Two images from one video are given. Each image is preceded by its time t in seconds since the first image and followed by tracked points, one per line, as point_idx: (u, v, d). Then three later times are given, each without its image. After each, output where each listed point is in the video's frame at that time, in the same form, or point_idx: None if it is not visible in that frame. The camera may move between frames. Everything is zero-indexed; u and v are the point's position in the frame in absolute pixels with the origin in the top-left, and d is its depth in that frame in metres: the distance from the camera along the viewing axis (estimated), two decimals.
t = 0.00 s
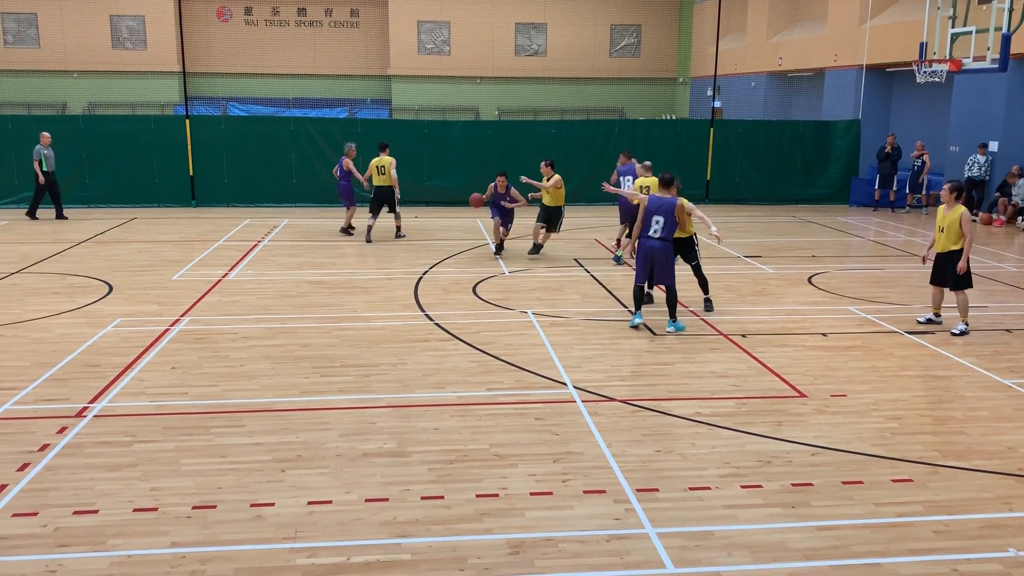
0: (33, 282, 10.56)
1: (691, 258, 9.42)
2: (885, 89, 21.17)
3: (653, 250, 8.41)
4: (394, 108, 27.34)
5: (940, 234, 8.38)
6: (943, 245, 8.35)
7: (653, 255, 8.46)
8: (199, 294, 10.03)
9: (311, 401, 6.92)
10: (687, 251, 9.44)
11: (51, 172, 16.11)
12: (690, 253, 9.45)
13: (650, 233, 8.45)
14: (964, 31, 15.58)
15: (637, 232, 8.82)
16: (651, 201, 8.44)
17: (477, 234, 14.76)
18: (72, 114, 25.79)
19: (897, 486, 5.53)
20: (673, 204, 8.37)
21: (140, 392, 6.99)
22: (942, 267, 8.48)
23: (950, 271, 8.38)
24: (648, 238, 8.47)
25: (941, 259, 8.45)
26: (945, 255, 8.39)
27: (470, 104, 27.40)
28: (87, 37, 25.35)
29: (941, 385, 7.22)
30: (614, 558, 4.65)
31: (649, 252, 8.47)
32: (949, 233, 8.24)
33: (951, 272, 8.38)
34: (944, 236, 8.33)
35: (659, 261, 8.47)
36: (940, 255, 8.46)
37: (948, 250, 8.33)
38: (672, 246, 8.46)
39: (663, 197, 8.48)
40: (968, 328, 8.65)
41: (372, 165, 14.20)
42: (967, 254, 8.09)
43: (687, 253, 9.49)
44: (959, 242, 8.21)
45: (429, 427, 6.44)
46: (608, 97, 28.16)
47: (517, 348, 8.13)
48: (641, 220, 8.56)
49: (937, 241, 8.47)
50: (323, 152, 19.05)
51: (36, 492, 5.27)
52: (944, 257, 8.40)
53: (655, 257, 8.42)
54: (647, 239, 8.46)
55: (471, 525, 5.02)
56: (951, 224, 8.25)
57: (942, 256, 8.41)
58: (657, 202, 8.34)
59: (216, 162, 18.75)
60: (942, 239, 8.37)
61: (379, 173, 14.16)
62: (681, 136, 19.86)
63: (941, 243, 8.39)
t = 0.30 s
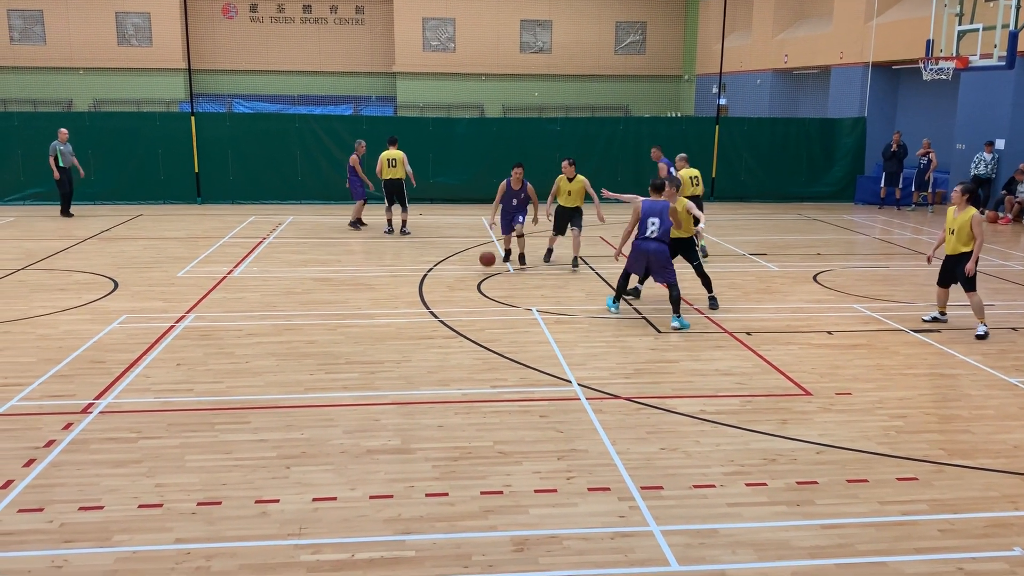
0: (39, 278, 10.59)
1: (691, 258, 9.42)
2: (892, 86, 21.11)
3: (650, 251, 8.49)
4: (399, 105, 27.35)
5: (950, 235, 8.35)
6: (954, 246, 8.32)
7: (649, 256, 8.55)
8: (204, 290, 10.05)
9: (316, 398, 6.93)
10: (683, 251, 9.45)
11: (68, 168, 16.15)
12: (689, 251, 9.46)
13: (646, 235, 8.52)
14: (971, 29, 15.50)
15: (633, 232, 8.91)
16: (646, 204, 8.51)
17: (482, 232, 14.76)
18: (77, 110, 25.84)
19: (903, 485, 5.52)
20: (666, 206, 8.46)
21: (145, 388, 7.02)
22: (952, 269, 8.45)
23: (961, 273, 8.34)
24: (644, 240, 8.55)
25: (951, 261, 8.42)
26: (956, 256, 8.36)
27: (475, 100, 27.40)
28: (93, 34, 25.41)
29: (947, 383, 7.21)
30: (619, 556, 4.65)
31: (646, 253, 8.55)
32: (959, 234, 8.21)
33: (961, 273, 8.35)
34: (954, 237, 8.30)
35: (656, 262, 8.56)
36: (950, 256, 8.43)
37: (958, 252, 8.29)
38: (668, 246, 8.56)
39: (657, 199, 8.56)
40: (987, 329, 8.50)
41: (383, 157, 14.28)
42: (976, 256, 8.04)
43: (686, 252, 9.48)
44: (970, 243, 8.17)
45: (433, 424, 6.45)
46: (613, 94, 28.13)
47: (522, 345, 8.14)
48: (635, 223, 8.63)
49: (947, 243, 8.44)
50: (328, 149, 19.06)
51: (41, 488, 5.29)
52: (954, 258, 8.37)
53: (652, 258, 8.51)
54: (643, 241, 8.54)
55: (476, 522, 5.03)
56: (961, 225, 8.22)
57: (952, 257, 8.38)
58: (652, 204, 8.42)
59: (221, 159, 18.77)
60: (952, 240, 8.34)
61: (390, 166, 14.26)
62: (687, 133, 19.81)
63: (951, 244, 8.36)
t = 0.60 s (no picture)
0: (44, 273, 10.62)
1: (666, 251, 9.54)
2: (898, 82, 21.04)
3: (622, 229, 8.89)
4: (404, 101, 27.32)
5: (977, 241, 8.23)
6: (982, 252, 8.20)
7: (623, 233, 8.93)
8: (209, 285, 10.07)
9: (320, 393, 6.94)
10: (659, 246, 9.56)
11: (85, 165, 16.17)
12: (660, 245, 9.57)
13: (621, 212, 8.89)
14: (979, 24, 15.50)
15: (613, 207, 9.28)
16: (623, 181, 8.88)
17: (486, 227, 14.76)
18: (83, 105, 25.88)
19: (907, 482, 5.52)
20: (642, 184, 8.78)
21: (150, 383, 7.04)
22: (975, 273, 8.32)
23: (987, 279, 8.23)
24: (619, 216, 8.93)
25: (977, 266, 8.30)
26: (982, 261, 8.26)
27: (479, 96, 27.37)
28: (98, 29, 25.43)
29: (952, 381, 7.19)
30: (623, 552, 4.66)
31: (620, 230, 8.94)
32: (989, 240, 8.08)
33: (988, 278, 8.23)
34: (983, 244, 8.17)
35: (629, 238, 8.93)
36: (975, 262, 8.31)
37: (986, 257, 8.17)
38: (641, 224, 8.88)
39: (634, 177, 8.89)
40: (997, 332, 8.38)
41: (389, 149, 14.25)
42: (1007, 260, 7.91)
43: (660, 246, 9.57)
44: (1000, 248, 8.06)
45: (438, 420, 6.46)
46: (617, 90, 28.08)
47: (526, 341, 8.14)
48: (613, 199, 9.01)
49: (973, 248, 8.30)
50: (333, 144, 19.05)
51: (47, 482, 5.31)
52: (981, 263, 8.26)
53: (625, 235, 8.89)
54: (618, 218, 8.92)
55: (480, 518, 5.03)
56: (988, 230, 8.10)
57: (979, 263, 8.25)
58: (626, 183, 8.76)
59: (226, 154, 18.78)
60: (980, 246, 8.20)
61: (396, 160, 14.23)
62: (691, 129, 19.77)
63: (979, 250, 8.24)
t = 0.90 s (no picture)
0: (46, 269, 10.62)
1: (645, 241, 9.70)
2: (900, 78, 20.98)
3: (611, 229, 9.06)
4: (405, 96, 27.29)
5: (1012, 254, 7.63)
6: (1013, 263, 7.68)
7: (613, 233, 9.10)
8: (210, 281, 10.07)
9: (322, 389, 6.94)
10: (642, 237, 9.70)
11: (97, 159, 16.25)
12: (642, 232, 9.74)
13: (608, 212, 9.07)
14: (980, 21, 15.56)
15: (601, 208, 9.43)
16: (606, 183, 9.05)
17: (487, 224, 14.75)
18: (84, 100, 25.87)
19: (908, 478, 5.52)
20: (623, 183, 8.96)
21: (153, 378, 7.05)
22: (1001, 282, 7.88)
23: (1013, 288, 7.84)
24: (607, 218, 9.10)
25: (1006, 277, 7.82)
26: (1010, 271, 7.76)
27: (481, 91, 27.34)
28: (99, 24, 25.43)
29: (954, 377, 7.19)
30: (624, 547, 4.67)
31: (609, 230, 9.11)
32: None
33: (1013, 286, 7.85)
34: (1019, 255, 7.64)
35: (620, 237, 9.10)
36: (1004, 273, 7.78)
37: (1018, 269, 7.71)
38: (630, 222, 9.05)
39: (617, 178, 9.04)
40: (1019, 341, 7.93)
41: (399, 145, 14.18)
42: None
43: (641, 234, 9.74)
44: None
45: (439, 415, 6.46)
46: (620, 86, 28.05)
47: (527, 337, 8.14)
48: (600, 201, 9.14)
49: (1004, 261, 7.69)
50: (333, 140, 19.04)
51: (49, 477, 5.31)
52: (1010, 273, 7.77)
53: (614, 234, 9.07)
54: (606, 219, 9.08)
55: (481, 513, 5.04)
56: None
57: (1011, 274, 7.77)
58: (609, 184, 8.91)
59: (227, 150, 18.78)
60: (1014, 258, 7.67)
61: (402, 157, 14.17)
62: (692, 124, 19.76)
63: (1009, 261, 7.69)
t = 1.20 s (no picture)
0: (17, 271, 10.47)
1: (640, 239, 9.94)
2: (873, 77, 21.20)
3: (589, 226, 9.11)
4: (382, 96, 27.14)
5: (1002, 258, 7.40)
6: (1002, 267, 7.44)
7: (591, 230, 9.14)
8: (185, 283, 9.98)
9: (299, 391, 6.90)
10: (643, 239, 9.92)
11: (79, 162, 15.98)
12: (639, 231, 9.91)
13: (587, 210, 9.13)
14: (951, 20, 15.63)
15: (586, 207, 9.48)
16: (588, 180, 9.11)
17: (464, 223, 14.73)
18: (56, 101, 25.54)
19: (883, 472, 5.58)
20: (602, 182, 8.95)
21: (128, 381, 6.97)
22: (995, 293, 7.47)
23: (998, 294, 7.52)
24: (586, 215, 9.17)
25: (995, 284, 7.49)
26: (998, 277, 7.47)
27: (458, 91, 27.31)
28: (71, 24, 25.15)
29: (927, 372, 7.28)
30: (603, 545, 4.68)
31: (588, 227, 9.16)
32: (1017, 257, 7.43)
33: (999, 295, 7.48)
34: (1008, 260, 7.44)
35: (597, 235, 9.13)
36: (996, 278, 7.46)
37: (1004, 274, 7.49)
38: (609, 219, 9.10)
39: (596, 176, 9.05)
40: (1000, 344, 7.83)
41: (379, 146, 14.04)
42: None
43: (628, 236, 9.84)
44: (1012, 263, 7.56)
45: (418, 416, 6.44)
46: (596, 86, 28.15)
47: (506, 336, 8.14)
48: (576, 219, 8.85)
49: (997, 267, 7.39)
50: (309, 140, 18.92)
51: (22, 482, 5.24)
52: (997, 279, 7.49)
53: (591, 231, 9.11)
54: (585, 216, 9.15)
55: (460, 513, 5.03)
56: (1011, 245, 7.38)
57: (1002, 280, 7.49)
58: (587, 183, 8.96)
59: (202, 151, 18.61)
60: (1003, 264, 7.44)
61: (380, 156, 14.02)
62: (669, 123, 19.86)
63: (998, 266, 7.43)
